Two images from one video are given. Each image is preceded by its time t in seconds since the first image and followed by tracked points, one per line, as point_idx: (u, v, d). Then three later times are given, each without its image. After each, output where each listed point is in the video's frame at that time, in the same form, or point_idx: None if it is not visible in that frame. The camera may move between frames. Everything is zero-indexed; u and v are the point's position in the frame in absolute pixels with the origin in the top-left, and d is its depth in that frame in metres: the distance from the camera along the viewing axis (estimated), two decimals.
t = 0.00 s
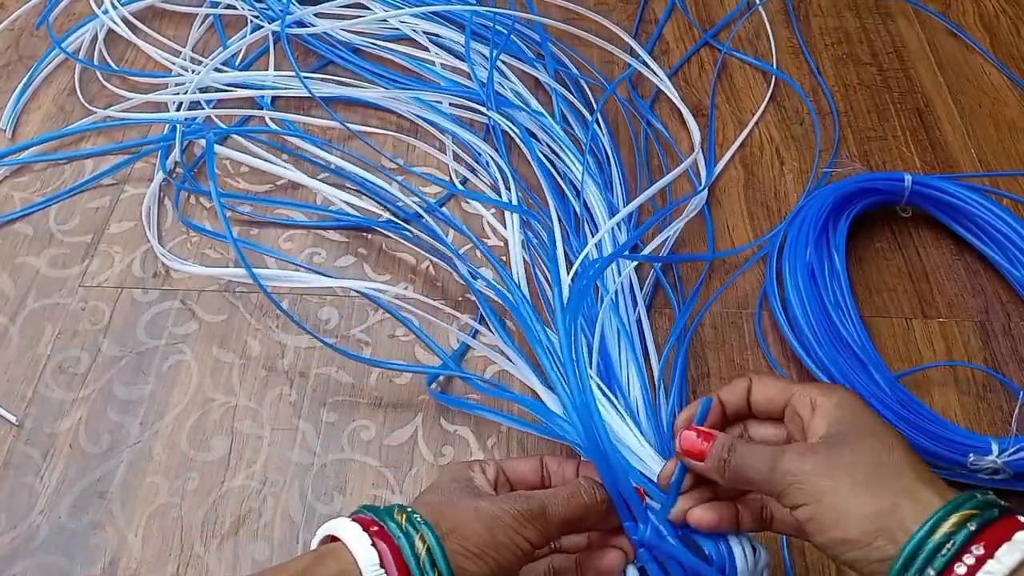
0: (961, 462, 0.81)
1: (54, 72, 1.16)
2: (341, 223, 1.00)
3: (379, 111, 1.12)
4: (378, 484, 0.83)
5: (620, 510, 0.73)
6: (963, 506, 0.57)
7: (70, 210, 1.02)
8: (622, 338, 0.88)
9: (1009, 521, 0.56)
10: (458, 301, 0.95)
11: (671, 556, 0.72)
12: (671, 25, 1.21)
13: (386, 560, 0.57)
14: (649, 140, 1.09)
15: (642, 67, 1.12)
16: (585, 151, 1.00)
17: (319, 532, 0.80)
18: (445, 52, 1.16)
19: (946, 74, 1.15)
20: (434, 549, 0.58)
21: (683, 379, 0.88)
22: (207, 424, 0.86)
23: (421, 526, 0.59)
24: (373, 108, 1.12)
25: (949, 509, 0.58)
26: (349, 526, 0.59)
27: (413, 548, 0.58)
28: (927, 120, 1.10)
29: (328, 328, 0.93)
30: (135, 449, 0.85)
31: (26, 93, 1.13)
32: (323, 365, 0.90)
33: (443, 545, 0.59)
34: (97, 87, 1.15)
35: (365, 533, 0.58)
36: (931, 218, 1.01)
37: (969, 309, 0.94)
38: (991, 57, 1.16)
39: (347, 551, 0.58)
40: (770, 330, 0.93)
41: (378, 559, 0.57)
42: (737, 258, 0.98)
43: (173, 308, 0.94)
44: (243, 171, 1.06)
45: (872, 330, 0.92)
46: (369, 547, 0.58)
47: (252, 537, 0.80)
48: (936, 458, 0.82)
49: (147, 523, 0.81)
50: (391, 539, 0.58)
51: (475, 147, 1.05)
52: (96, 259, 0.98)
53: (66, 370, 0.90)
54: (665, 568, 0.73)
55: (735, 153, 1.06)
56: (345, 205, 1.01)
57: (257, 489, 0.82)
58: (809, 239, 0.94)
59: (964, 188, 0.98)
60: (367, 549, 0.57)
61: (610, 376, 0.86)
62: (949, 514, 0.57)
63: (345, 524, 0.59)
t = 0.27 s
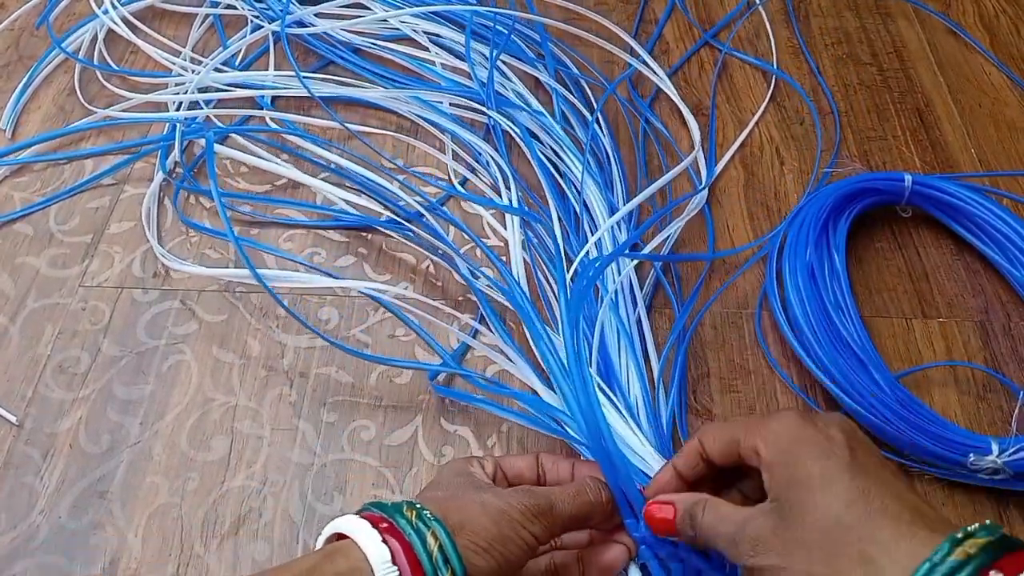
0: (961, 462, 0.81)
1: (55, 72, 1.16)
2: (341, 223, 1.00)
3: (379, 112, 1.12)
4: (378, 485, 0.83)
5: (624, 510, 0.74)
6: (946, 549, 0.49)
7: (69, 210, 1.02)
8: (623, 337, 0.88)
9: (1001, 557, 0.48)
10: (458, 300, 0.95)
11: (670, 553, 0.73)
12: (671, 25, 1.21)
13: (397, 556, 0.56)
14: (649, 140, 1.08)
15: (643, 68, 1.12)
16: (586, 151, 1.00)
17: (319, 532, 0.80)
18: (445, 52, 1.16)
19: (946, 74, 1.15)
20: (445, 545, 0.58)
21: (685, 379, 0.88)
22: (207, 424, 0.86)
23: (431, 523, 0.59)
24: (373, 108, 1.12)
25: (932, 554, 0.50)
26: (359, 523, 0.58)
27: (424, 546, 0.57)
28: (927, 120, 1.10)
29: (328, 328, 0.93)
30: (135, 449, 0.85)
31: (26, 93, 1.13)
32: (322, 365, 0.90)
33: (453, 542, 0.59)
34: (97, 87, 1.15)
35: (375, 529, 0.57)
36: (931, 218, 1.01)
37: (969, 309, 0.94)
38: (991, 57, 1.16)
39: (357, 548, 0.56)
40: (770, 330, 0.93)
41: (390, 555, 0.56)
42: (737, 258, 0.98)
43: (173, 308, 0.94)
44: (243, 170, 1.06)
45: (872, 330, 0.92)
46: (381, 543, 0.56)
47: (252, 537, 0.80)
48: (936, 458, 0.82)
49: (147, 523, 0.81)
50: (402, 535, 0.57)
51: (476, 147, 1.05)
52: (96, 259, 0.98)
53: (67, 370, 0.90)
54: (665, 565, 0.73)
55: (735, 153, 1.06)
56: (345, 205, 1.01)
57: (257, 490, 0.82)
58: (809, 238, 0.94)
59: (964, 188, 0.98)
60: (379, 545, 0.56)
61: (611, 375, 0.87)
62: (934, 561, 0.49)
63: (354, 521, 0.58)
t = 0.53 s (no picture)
0: (961, 461, 0.81)
1: (55, 72, 1.16)
2: (341, 223, 1.00)
3: (379, 112, 1.12)
4: (379, 484, 0.83)
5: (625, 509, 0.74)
6: (914, 525, 0.52)
7: (70, 210, 1.02)
8: (625, 337, 0.88)
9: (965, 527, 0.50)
10: (458, 299, 0.95)
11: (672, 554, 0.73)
12: (671, 25, 1.21)
13: None
14: (649, 140, 1.08)
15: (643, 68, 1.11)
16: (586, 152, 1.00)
17: (319, 532, 0.80)
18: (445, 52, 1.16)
19: (946, 74, 1.15)
20: None
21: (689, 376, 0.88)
22: (207, 425, 0.86)
23: (438, 552, 0.58)
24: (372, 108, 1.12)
25: (899, 530, 0.53)
26: (366, 552, 0.57)
27: (430, 574, 0.57)
28: (927, 120, 1.10)
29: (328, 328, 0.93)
30: (135, 449, 0.85)
31: (26, 93, 1.13)
32: (323, 365, 0.90)
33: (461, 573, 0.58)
34: (97, 87, 1.15)
35: (381, 557, 0.57)
36: (931, 218, 1.01)
37: (969, 309, 0.94)
38: (991, 58, 1.16)
39: None
40: (770, 330, 0.93)
41: None
42: (737, 258, 0.98)
43: (173, 308, 0.94)
44: (243, 170, 1.06)
45: (872, 330, 0.92)
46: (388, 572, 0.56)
47: (252, 537, 0.80)
48: (936, 458, 0.82)
49: (147, 523, 0.81)
50: (410, 565, 0.56)
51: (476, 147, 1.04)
52: (96, 259, 0.98)
53: (66, 370, 0.90)
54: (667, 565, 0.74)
55: (735, 153, 1.06)
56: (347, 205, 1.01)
57: (257, 490, 0.82)
58: (810, 239, 0.94)
59: (964, 188, 0.98)
60: None
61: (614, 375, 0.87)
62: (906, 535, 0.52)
63: (360, 551, 0.57)
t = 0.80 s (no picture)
0: (960, 461, 0.81)
1: (55, 72, 1.16)
2: (342, 223, 1.00)
3: (379, 112, 1.12)
4: (378, 484, 0.83)
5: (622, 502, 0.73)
6: (896, 513, 0.56)
7: (69, 210, 1.02)
8: (627, 336, 0.88)
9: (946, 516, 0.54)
10: (459, 299, 0.95)
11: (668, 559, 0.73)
12: (671, 25, 1.21)
13: None
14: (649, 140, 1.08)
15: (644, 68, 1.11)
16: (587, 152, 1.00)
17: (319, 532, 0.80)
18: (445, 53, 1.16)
19: (946, 74, 1.15)
20: None
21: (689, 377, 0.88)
22: (207, 425, 0.86)
23: (421, 553, 0.58)
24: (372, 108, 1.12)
25: (881, 516, 0.56)
26: (347, 545, 0.57)
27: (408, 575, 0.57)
28: (927, 120, 1.10)
29: (328, 328, 0.93)
30: (135, 448, 0.85)
31: (26, 92, 1.13)
32: (322, 365, 0.90)
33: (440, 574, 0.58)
34: (97, 87, 1.15)
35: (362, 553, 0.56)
36: (931, 218, 1.01)
37: (969, 309, 0.94)
38: (991, 58, 1.16)
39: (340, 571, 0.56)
40: (770, 330, 0.93)
41: None
42: (738, 258, 0.98)
43: (173, 308, 0.94)
44: (243, 170, 1.06)
45: (872, 330, 0.92)
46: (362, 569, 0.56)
47: (252, 536, 0.80)
48: (935, 458, 0.82)
49: (147, 522, 0.81)
50: (388, 563, 0.56)
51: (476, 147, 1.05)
52: (95, 259, 0.98)
53: (66, 369, 0.90)
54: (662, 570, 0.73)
55: (736, 153, 1.06)
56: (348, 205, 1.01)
57: (257, 490, 0.82)
58: (809, 239, 0.94)
59: (964, 188, 0.98)
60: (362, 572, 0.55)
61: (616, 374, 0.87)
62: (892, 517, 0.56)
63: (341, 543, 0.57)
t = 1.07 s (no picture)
0: (960, 461, 0.81)
1: (55, 72, 1.16)
2: (342, 223, 1.00)
3: (379, 113, 1.12)
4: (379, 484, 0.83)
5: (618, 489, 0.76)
6: (918, 496, 0.54)
7: (70, 210, 1.02)
8: (631, 336, 0.88)
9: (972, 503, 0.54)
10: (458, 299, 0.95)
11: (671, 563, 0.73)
12: (671, 25, 1.21)
13: (415, 551, 0.53)
14: (648, 140, 1.08)
15: (644, 69, 1.11)
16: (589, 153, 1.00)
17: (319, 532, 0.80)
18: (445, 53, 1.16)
19: (946, 74, 1.15)
20: (470, 550, 0.55)
21: (693, 375, 0.88)
22: (207, 425, 0.86)
23: (459, 522, 0.56)
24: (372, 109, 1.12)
25: (903, 498, 0.55)
26: (381, 510, 0.55)
27: (446, 544, 0.55)
28: (927, 120, 1.10)
29: (328, 328, 0.93)
30: (136, 448, 0.85)
31: (26, 92, 1.13)
32: (323, 365, 0.90)
33: (476, 544, 0.56)
34: (97, 87, 1.15)
35: (399, 519, 0.54)
36: (931, 217, 1.01)
37: (968, 309, 0.94)
38: (992, 58, 1.16)
39: (375, 536, 0.54)
40: (770, 330, 0.93)
41: (407, 553, 0.53)
42: (738, 258, 0.98)
43: (173, 308, 0.94)
44: (243, 169, 1.06)
45: (872, 330, 0.92)
46: (400, 539, 0.54)
47: (252, 536, 0.80)
48: (935, 458, 0.82)
49: (147, 523, 0.81)
50: (427, 533, 0.54)
51: (478, 149, 1.04)
52: (96, 259, 0.98)
53: (66, 370, 0.90)
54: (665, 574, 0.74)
55: (736, 154, 1.06)
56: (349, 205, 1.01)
57: (257, 490, 0.82)
58: (810, 239, 0.94)
59: (964, 188, 0.98)
60: (399, 541, 0.53)
61: (620, 373, 0.87)
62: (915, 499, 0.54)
63: (375, 509, 0.55)
